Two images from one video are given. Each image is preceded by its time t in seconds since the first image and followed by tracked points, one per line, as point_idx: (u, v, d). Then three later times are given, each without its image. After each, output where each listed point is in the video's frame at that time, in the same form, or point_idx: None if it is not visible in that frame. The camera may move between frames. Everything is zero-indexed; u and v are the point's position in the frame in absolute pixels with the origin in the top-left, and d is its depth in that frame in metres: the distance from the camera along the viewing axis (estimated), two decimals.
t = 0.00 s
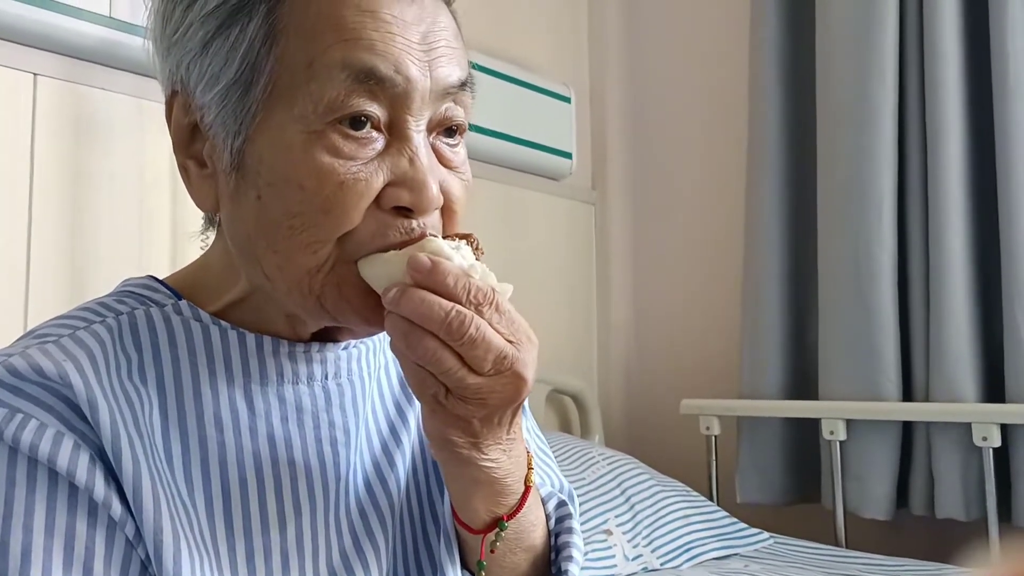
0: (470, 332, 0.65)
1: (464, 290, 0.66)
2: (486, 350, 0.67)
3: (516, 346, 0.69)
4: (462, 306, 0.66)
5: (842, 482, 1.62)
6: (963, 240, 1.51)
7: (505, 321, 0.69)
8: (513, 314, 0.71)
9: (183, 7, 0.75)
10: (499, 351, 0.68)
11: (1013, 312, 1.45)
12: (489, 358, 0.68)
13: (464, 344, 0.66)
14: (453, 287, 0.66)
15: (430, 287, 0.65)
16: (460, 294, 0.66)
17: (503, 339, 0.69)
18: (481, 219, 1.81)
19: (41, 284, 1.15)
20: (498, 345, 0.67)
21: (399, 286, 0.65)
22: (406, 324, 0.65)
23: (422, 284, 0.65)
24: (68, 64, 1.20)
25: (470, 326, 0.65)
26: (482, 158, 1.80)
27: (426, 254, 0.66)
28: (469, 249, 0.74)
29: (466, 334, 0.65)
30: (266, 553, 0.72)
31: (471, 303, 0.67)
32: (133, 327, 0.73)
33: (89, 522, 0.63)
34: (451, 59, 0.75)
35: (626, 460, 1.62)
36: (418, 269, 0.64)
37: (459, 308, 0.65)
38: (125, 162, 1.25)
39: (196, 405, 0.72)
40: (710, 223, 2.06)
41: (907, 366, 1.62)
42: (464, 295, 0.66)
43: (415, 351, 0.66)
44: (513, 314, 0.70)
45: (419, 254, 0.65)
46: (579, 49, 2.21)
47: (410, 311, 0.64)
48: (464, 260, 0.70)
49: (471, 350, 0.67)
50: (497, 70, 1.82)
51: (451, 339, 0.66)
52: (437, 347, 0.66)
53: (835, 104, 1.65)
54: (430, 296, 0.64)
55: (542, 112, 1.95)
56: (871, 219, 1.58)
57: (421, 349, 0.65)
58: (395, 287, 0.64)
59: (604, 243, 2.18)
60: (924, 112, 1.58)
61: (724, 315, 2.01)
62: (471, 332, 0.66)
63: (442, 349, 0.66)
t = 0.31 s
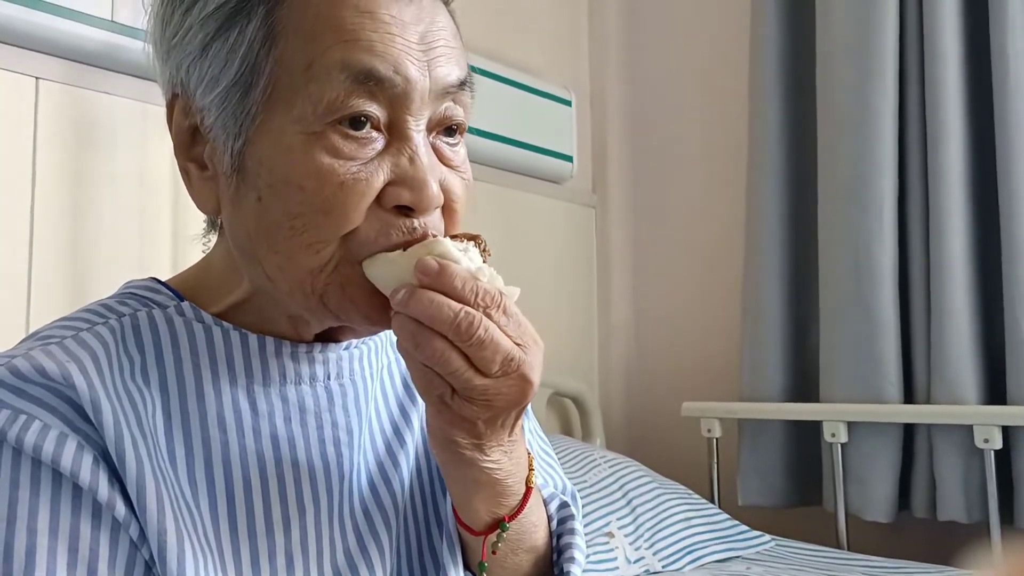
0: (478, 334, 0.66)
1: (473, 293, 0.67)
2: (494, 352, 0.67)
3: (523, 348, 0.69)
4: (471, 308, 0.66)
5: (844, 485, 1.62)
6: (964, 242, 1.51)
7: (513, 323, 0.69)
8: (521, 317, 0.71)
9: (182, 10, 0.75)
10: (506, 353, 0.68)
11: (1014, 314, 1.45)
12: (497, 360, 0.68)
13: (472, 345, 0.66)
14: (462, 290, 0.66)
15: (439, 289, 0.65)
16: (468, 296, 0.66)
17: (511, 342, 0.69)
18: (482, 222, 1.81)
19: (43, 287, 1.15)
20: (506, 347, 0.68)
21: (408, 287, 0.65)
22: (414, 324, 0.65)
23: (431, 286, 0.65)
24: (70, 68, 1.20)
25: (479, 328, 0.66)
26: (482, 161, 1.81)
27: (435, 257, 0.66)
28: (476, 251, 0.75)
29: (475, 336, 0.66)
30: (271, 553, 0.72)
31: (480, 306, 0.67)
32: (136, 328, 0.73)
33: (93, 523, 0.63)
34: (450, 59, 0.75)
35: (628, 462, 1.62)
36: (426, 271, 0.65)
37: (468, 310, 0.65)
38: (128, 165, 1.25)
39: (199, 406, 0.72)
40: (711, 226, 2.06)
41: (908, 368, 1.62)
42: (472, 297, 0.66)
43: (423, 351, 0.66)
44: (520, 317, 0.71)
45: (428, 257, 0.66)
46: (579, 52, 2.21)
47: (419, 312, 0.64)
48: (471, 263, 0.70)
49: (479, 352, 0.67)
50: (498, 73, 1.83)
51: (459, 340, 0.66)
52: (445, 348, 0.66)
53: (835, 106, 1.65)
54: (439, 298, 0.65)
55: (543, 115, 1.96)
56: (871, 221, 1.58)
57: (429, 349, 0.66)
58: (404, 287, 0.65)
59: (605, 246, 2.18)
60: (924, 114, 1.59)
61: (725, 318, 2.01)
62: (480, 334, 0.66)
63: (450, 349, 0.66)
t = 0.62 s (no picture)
0: (484, 336, 0.66)
1: (479, 295, 0.67)
2: (500, 355, 0.67)
3: (528, 352, 0.69)
4: (477, 310, 0.67)
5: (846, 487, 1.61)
6: (966, 244, 1.51)
7: (519, 327, 0.69)
8: (526, 321, 0.71)
9: (182, 14, 0.76)
10: (511, 356, 0.68)
11: (1016, 317, 1.45)
12: (502, 363, 0.68)
13: (478, 348, 0.66)
14: (468, 292, 0.66)
15: (445, 291, 0.65)
16: (475, 299, 0.66)
17: (516, 345, 0.69)
18: (484, 225, 1.82)
19: (45, 290, 1.16)
20: (511, 350, 0.68)
21: (415, 288, 0.65)
22: (420, 325, 0.65)
23: (438, 288, 0.65)
24: (72, 70, 1.21)
25: (484, 330, 0.66)
26: (484, 163, 1.81)
27: (442, 259, 0.66)
28: (483, 254, 0.75)
29: (481, 338, 0.66)
30: (275, 555, 0.72)
31: (486, 308, 0.67)
32: (139, 330, 0.73)
33: (96, 526, 0.64)
34: (450, 59, 0.75)
35: (630, 465, 1.62)
36: (432, 274, 0.65)
37: (474, 313, 0.65)
38: (130, 168, 1.25)
39: (202, 408, 0.72)
40: (713, 229, 2.06)
41: (910, 371, 1.62)
42: (478, 300, 0.67)
43: (428, 352, 0.66)
44: (526, 321, 0.71)
45: (434, 259, 0.65)
46: (580, 55, 2.21)
47: (425, 313, 0.64)
48: (478, 266, 0.71)
49: (484, 355, 0.67)
50: (499, 76, 1.83)
51: (465, 343, 0.66)
52: (450, 349, 0.66)
53: (837, 109, 1.65)
54: (446, 300, 0.65)
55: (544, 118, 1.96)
56: (873, 224, 1.58)
57: (434, 351, 0.66)
58: (411, 288, 0.64)
59: (607, 249, 2.19)
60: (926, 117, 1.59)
61: (727, 320, 2.01)
62: (485, 336, 0.66)
63: (455, 351, 0.66)
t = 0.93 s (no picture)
0: (490, 344, 0.66)
1: (487, 302, 0.66)
2: (505, 363, 0.67)
3: (533, 360, 0.69)
4: (484, 317, 0.66)
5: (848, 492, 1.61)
6: (968, 249, 1.51)
7: (525, 335, 0.69)
8: (533, 330, 0.70)
9: (183, 17, 0.76)
10: (517, 364, 0.68)
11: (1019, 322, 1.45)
12: (506, 371, 0.68)
13: (483, 355, 0.66)
14: (475, 299, 0.66)
15: (453, 296, 0.66)
16: (482, 305, 0.66)
17: (521, 353, 0.68)
18: (486, 229, 1.82)
19: (47, 293, 1.16)
20: (516, 359, 0.67)
21: (422, 292, 0.65)
22: (426, 329, 0.65)
23: (445, 293, 0.65)
24: (76, 73, 1.21)
25: (490, 338, 0.66)
26: (486, 167, 1.81)
27: (450, 264, 0.66)
28: (492, 261, 0.75)
29: (486, 345, 0.65)
30: (275, 560, 0.72)
31: (492, 315, 0.67)
32: (141, 335, 0.73)
33: (98, 531, 0.64)
34: (451, 59, 0.75)
35: (632, 469, 1.62)
36: (439, 279, 0.65)
37: (481, 320, 0.65)
38: (133, 171, 1.25)
39: (204, 413, 0.72)
40: (715, 233, 2.06)
41: (912, 375, 1.62)
42: (485, 307, 0.66)
43: (432, 356, 0.66)
44: (532, 329, 0.70)
45: (443, 264, 0.66)
46: (583, 59, 2.21)
47: (431, 317, 0.64)
48: (486, 272, 0.70)
49: (489, 362, 0.67)
50: (501, 80, 1.83)
51: (470, 349, 0.66)
52: (455, 355, 0.66)
53: (839, 114, 1.65)
54: (452, 305, 0.65)
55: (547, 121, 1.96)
56: (875, 228, 1.58)
57: (437, 356, 0.66)
58: (420, 293, 0.65)
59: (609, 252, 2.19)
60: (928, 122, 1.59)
61: (729, 324, 2.01)
62: (491, 344, 0.66)
63: (459, 357, 0.66)
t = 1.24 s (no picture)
0: (494, 350, 0.66)
1: (492, 309, 0.66)
2: (509, 369, 0.67)
3: (537, 367, 0.69)
4: (489, 323, 0.66)
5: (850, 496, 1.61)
6: (970, 254, 1.51)
7: (530, 342, 0.69)
8: (538, 336, 0.71)
9: (186, 22, 0.76)
10: (521, 371, 0.68)
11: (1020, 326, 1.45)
12: (511, 377, 0.68)
13: (488, 361, 0.66)
14: (481, 305, 0.66)
15: (458, 303, 0.65)
16: (487, 312, 0.66)
17: (525, 359, 0.69)
18: (487, 232, 1.82)
19: (50, 296, 1.16)
20: (520, 365, 0.68)
21: (428, 298, 0.65)
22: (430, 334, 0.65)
23: (451, 299, 0.65)
24: (78, 77, 1.21)
25: (494, 344, 0.66)
26: (487, 170, 1.81)
27: (456, 270, 0.66)
28: (499, 268, 0.75)
29: (491, 352, 0.66)
30: (277, 565, 0.72)
31: (497, 322, 0.67)
32: (144, 340, 0.73)
33: (101, 535, 0.64)
34: (452, 63, 0.75)
35: (633, 472, 1.62)
36: (445, 286, 0.65)
37: (486, 326, 0.65)
38: (135, 175, 1.25)
39: (206, 418, 0.72)
40: (717, 236, 2.06)
41: (914, 379, 1.62)
42: (490, 313, 0.66)
43: (437, 362, 0.66)
44: (537, 336, 0.70)
45: (448, 270, 0.65)
46: (584, 63, 2.22)
47: (436, 323, 0.64)
48: (491, 279, 0.70)
49: (494, 368, 0.67)
50: (502, 83, 1.83)
51: (474, 355, 0.66)
52: (460, 361, 0.66)
53: (841, 117, 1.65)
54: (458, 311, 0.65)
55: (548, 125, 1.96)
56: (876, 232, 1.58)
57: (442, 362, 0.65)
58: (425, 298, 0.65)
59: (611, 256, 2.19)
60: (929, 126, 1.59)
61: (730, 328, 2.01)
62: (496, 350, 0.66)
63: (464, 363, 0.66)
